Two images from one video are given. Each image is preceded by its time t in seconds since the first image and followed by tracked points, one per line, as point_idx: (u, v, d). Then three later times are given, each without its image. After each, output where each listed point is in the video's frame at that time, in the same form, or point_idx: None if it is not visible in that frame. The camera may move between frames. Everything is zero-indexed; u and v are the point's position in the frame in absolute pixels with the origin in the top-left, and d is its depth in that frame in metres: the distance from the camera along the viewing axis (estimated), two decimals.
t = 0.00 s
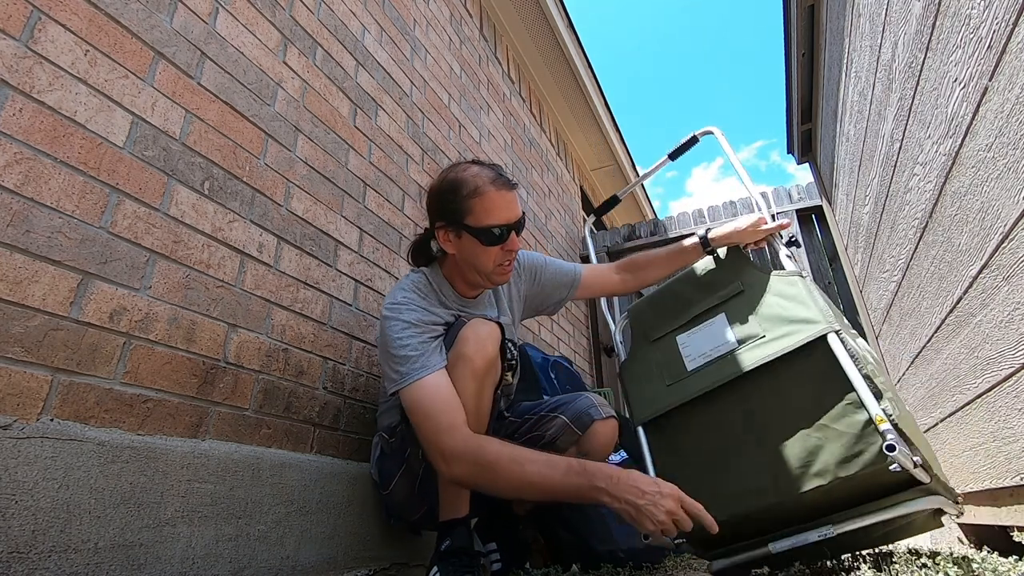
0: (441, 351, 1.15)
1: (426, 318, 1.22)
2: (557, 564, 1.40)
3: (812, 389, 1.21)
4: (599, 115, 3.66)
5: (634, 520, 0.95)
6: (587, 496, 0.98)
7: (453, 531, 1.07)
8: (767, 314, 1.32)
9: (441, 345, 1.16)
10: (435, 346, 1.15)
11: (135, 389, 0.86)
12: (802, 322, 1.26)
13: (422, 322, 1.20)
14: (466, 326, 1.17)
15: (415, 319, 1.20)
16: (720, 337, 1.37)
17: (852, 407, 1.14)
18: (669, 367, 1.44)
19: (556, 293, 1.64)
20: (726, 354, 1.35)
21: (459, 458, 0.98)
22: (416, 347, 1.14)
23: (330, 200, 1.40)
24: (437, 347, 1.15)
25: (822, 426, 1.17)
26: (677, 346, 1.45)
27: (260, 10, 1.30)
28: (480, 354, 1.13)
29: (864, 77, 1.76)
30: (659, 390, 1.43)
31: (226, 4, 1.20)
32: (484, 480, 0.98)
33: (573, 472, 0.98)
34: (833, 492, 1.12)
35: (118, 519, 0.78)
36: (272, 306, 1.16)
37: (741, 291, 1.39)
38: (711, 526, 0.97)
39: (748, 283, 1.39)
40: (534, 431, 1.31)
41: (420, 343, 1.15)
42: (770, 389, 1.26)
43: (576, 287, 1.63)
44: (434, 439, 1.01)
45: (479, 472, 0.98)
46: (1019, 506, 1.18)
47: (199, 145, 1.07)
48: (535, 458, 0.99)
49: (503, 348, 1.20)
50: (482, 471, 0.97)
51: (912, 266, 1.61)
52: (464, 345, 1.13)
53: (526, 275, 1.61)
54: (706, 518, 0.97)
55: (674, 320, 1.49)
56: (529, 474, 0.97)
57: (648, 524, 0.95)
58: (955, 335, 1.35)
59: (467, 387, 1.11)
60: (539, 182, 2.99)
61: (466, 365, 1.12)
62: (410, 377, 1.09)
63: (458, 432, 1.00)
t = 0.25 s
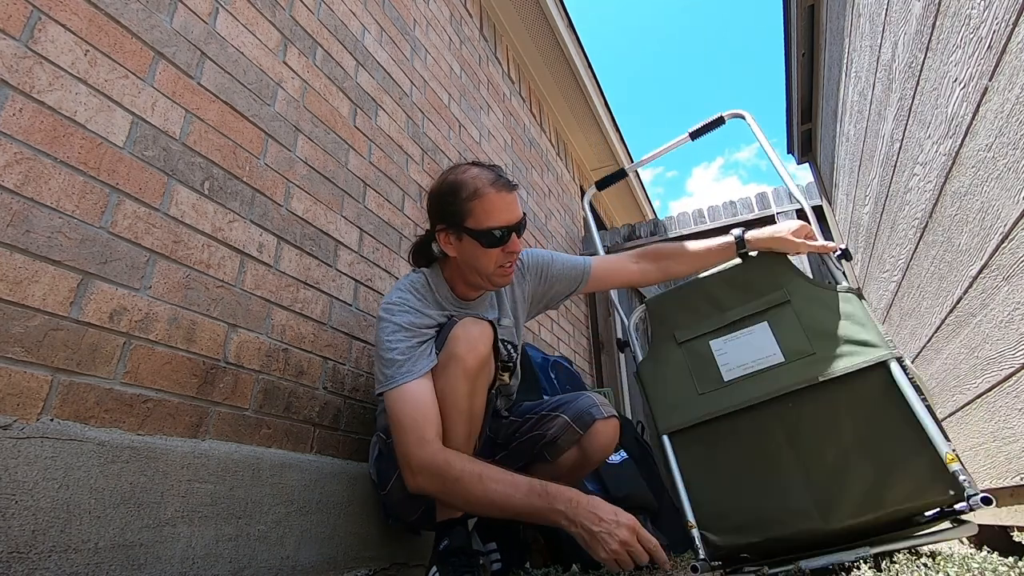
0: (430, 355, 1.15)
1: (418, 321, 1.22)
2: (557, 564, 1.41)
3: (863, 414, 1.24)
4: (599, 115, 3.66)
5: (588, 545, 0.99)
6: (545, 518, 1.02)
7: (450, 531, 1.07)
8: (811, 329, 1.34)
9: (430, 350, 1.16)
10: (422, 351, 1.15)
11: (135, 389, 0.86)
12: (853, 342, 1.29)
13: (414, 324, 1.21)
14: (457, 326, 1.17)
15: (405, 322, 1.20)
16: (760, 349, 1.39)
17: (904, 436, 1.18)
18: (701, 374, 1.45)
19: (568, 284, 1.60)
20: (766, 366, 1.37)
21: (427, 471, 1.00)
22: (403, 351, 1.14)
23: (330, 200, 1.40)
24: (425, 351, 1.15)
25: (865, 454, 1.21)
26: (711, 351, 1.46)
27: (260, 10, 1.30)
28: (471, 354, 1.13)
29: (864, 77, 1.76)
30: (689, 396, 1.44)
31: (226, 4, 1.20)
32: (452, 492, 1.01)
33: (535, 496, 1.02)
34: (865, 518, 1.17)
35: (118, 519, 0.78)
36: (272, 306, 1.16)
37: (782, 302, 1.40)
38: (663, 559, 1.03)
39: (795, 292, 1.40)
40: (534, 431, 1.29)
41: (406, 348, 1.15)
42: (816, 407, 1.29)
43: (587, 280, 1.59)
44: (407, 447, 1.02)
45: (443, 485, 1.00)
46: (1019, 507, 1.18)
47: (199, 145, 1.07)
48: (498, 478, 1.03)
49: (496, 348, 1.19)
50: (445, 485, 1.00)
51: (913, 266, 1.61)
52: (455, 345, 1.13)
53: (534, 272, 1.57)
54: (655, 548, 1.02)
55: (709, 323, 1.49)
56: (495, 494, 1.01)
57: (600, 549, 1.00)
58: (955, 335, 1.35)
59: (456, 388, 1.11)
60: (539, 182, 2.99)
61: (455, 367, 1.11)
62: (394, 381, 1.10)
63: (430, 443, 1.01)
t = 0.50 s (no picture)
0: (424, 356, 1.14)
1: (414, 320, 1.22)
2: (557, 564, 1.41)
3: (894, 439, 1.30)
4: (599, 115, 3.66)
5: (569, 543, 0.99)
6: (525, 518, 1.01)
7: (449, 530, 1.07)
8: (850, 343, 1.39)
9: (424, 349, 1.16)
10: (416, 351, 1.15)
11: (135, 389, 0.86)
12: (895, 362, 1.34)
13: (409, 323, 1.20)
14: (452, 326, 1.16)
15: (401, 322, 1.20)
16: (795, 356, 1.44)
17: (929, 464, 1.26)
18: (728, 375, 1.50)
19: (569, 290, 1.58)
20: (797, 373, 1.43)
21: (410, 470, 0.99)
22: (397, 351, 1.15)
23: (330, 200, 1.40)
24: (420, 350, 1.15)
25: (888, 476, 1.29)
26: (743, 351, 1.50)
27: (260, 10, 1.30)
28: (467, 354, 1.12)
29: (864, 77, 1.76)
30: (715, 396, 1.49)
31: (226, 4, 1.20)
32: (434, 491, 0.99)
33: (517, 494, 1.00)
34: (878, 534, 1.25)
35: (118, 519, 0.78)
36: (272, 306, 1.16)
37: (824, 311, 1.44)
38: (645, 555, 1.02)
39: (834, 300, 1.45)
40: (536, 431, 1.29)
41: (400, 347, 1.15)
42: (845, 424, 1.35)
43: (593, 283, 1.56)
44: (394, 446, 1.01)
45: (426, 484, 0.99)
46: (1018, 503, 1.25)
47: (199, 145, 1.07)
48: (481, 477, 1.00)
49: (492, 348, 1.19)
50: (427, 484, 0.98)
51: (912, 266, 1.61)
52: (451, 345, 1.13)
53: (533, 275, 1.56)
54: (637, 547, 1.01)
55: (742, 323, 1.52)
56: (477, 493, 0.99)
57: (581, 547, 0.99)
58: (955, 335, 1.35)
59: (452, 388, 1.11)
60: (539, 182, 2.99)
61: (451, 367, 1.11)
62: (387, 380, 1.10)
63: (416, 442, 1.00)
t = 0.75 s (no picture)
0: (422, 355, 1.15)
1: (411, 321, 1.21)
2: (557, 564, 1.41)
3: (897, 441, 1.31)
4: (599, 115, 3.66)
5: (557, 540, 0.95)
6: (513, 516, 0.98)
7: (448, 530, 1.07)
8: (854, 344, 1.40)
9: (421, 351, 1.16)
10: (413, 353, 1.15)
11: (135, 389, 0.86)
12: (899, 364, 1.34)
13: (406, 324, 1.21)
14: (448, 325, 1.16)
15: (398, 322, 1.20)
16: (798, 356, 1.45)
17: (932, 466, 1.26)
18: (731, 374, 1.51)
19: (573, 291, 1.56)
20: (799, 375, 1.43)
21: (401, 472, 0.99)
22: (394, 351, 1.15)
23: (330, 200, 1.40)
24: (417, 351, 1.15)
25: (890, 478, 1.29)
26: (747, 350, 1.51)
27: (260, 10, 1.30)
28: (463, 353, 1.12)
29: (864, 77, 1.76)
30: (718, 395, 1.50)
31: (226, 4, 1.20)
32: (424, 492, 0.98)
33: (505, 492, 0.98)
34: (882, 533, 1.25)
35: (118, 519, 0.78)
36: (272, 306, 1.16)
37: (828, 313, 1.45)
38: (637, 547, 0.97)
39: (841, 302, 1.45)
40: (539, 435, 1.30)
41: (398, 348, 1.15)
42: (848, 424, 1.36)
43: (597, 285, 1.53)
44: (387, 449, 1.01)
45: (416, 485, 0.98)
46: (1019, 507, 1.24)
47: (199, 145, 1.07)
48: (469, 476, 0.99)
49: (489, 346, 1.19)
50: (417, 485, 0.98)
51: (912, 266, 1.61)
52: (447, 345, 1.12)
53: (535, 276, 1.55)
54: (629, 542, 0.96)
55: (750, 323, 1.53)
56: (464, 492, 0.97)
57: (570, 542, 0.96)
58: (955, 334, 1.36)
59: (449, 388, 1.11)
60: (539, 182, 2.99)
61: (448, 367, 1.11)
62: (384, 381, 1.11)
63: (408, 444, 1.00)
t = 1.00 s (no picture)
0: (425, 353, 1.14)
1: (416, 320, 1.20)
2: (557, 564, 1.40)
3: (896, 441, 1.30)
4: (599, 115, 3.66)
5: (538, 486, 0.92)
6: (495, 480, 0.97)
7: (448, 530, 1.07)
8: (851, 344, 1.40)
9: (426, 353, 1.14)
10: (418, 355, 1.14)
11: (135, 389, 0.86)
12: (894, 363, 1.34)
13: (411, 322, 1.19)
14: (454, 326, 1.16)
15: (402, 320, 1.19)
16: (796, 356, 1.46)
17: (931, 466, 1.26)
18: (730, 374, 1.52)
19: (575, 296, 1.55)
20: (800, 374, 1.43)
21: (393, 470, 1.01)
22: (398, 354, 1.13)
23: (330, 200, 1.40)
24: (422, 352, 1.15)
25: (889, 478, 1.29)
26: (744, 351, 1.52)
27: (260, 10, 1.30)
28: (468, 354, 1.12)
29: (864, 77, 1.76)
30: (718, 395, 1.51)
31: (226, 4, 1.20)
32: (415, 486, 1.00)
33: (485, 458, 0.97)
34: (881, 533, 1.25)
35: (118, 519, 0.78)
36: (272, 306, 1.16)
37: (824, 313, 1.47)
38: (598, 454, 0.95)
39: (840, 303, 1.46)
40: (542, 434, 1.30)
41: (403, 351, 1.14)
42: (846, 424, 1.36)
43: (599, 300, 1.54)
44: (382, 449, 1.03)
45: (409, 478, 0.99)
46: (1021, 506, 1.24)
47: (199, 145, 1.07)
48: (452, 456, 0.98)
49: (495, 348, 1.19)
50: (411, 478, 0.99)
51: (912, 266, 1.61)
52: (452, 345, 1.13)
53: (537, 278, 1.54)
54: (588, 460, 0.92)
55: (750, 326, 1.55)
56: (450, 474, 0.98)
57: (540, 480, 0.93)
58: (955, 334, 1.36)
59: (453, 388, 1.11)
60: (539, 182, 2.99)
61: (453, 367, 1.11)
62: (388, 385, 1.10)
63: (400, 442, 1.02)
